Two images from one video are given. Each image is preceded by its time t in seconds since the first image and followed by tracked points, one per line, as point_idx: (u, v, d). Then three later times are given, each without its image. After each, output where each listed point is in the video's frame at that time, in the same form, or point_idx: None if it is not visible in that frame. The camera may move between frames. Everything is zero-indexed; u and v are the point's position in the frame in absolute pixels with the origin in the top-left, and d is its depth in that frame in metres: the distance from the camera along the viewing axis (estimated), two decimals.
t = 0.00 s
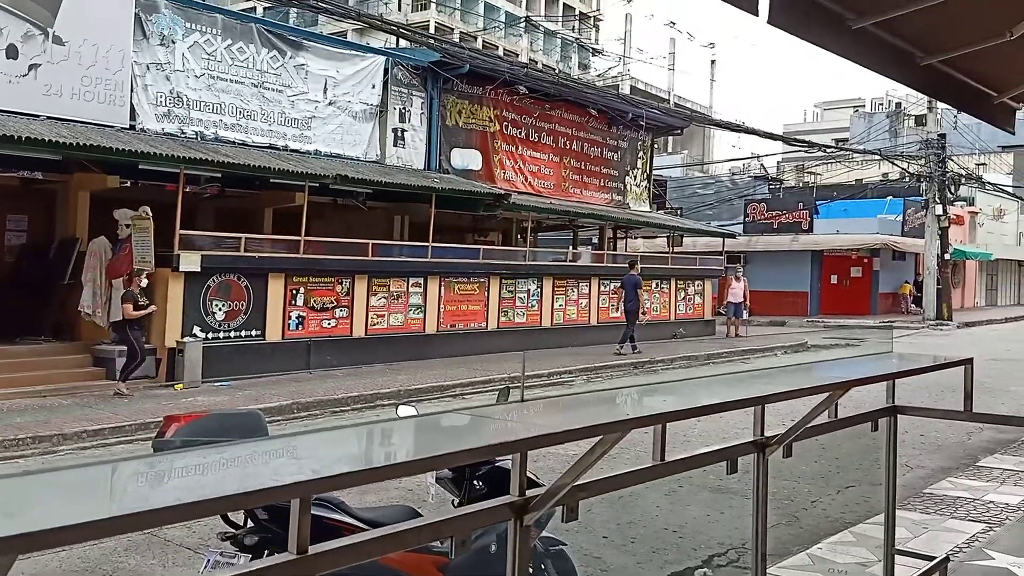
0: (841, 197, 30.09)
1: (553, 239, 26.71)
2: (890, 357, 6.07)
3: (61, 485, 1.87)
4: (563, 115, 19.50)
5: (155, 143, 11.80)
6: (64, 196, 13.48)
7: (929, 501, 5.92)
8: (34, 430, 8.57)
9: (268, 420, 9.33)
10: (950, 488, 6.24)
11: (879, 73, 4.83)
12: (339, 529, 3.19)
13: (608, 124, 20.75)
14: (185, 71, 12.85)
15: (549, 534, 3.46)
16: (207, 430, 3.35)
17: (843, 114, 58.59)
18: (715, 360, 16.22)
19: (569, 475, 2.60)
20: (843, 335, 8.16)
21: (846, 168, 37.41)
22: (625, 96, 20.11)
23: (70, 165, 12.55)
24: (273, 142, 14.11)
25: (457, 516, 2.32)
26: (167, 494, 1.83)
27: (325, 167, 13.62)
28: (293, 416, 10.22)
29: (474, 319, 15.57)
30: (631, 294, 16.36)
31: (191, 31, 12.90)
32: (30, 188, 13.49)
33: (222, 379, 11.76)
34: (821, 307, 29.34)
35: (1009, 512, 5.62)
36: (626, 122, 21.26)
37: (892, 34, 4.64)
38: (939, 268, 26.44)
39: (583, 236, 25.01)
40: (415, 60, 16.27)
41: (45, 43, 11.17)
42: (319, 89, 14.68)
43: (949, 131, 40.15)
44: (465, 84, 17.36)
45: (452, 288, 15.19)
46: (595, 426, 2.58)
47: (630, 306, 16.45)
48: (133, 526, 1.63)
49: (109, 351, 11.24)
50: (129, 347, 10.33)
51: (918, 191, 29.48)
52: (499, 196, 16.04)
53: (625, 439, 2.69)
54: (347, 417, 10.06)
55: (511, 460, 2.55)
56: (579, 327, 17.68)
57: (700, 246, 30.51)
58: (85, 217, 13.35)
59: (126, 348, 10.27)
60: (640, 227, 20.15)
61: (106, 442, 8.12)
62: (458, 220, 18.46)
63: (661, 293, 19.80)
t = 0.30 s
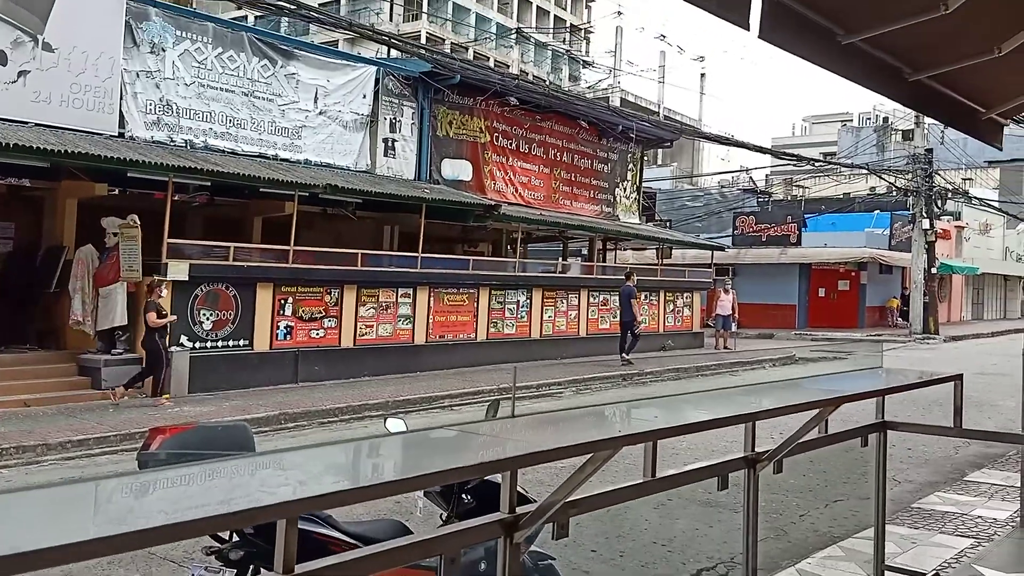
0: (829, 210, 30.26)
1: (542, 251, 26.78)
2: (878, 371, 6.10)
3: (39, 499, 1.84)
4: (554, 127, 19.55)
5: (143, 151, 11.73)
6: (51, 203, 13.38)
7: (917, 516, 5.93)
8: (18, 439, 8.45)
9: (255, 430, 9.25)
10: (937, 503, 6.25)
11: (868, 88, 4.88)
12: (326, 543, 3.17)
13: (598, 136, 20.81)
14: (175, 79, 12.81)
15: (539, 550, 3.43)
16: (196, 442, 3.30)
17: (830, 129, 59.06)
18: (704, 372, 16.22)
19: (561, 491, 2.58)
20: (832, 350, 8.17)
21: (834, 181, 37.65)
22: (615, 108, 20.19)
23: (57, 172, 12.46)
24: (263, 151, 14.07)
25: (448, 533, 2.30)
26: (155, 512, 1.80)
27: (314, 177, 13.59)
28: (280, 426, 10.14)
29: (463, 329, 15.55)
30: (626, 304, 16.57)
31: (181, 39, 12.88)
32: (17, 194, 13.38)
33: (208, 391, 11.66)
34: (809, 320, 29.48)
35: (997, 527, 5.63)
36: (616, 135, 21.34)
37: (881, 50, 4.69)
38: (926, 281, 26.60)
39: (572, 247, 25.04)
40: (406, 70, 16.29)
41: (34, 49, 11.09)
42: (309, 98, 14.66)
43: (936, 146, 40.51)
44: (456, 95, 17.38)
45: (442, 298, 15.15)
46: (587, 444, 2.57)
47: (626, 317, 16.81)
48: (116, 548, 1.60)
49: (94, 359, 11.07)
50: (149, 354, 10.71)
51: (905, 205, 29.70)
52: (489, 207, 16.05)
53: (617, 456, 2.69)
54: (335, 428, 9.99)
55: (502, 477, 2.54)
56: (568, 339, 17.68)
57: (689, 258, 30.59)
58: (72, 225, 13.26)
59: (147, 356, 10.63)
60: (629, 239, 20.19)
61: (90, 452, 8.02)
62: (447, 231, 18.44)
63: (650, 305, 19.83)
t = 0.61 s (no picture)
0: (820, 226, 30.39)
1: (535, 264, 26.78)
2: (869, 389, 6.09)
3: (34, 540, 1.91)
4: (546, 141, 19.59)
5: (133, 162, 11.69)
6: (40, 216, 13.33)
7: (910, 534, 5.91)
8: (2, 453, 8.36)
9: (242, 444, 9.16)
10: (931, 521, 6.23)
11: (862, 108, 4.89)
12: (312, 564, 3.08)
13: (590, 150, 20.86)
14: (167, 91, 12.80)
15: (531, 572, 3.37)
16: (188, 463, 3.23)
17: (822, 144, 59.43)
18: (695, 386, 16.18)
19: (553, 518, 2.58)
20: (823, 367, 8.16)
21: (826, 197, 37.82)
22: (607, 123, 20.24)
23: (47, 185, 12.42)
24: (254, 163, 14.04)
25: (439, 563, 2.27)
26: (141, 549, 1.86)
27: (306, 189, 13.56)
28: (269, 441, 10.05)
29: (455, 343, 15.49)
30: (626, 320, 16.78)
31: (173, 51, 12.88)
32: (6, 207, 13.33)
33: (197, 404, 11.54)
34: (800, 334, 29.53)
35: (990, 546, 5.60)
36: (608, 149, 21.39)
37: (873, 69, 4.70)
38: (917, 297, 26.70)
39: (565, 261, 25.04)
40: (399, 84, 16.30)
41: (25, 60, 11.04)
42: (302, 111, 14.65)
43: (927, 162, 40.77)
44: (449, 109, 17.41)
45: (433, 312, 15.10)
46: (575, 472, 2.57)
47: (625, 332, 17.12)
48: None
49: (82, 372, 10.92)
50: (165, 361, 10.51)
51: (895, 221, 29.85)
52: (481, 220, 16.04)
53: (606, 484, 2.70)
54: (324, 442, 9.93)
55: (491, 506, 2.51)
56: (560, 353, 17.64)
57: (681, 273, 30.63)
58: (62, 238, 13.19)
59: (164, 361, 10.44)
60: (622, 253, 20.19)
61: (76, 467, 7.93)
62: (440, 244, 18.42)
63: (643, 320, 19.85)
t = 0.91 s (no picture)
0: (809, 235, 30.53)
1: (524, 273, 26.76)
2: (858, 401, 6.10)
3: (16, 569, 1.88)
4: (536, 151, 19.61)
5: (121, 171, 11.61)
6: (26, 225, 13.24)
7: (898, 547, 5.91)
8: None
9: (228, 456, 9.08)
10: (919, 533, 6.23)
11: (850, 121, 4.91)
12: None
13: (580, 160, 20.90)
14: (155, 100, 12.74)
15: None
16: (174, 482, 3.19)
17: (810, 154, 59.79)
18: (684, 396, 16.18)
19: (543, 540, 2.62)
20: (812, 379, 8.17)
21: (814, 207, 38.01)
22: (596, 133, 20.28)
23: (33, 194, 12.34)
24: (243, 172, 13.99)
25: None
26: None
27: (295, 199, 13.50)
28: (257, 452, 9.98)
29: (444, 353, 15.44)
30: (628, 328, 16.77)
31: (162, 60, 12.83)
32: None
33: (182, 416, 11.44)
34: (789, 343, 29.63)
35: (978, 558, 5.60)
36: (598, 159, 21.44)
37: (861, 82, 4.70)
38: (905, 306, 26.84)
39: (555, 271, 25.06)
40: (389, 93, 16.29)
41: (12, 69, 10.97)
42: (291, 120, 14.61)
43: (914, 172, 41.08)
44: (439, 119, 17.41)
45: (422, 321, 15.05)
46: (564, 497, 2.56)
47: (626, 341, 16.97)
48: None
49: (66, 383, 10.80)
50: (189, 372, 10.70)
51: (883, 230, 30.01)
52: (471, 230, 16.02)
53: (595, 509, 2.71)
54: (312, 453, 9.87)
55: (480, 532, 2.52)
56: (549, 362, 17.62)
57: (670, 282, 30.69)
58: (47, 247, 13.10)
59: (187, 372, 10.63)
60: (611, 262, 20.21)
61: (59, 479, 7.85)
62: (429, 253, 18.39)
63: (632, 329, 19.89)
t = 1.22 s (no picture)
0: (799, 241, 30.65)
1: (515, 280, 26.76)
2: (850, 409, 6.09)
3: None
4: (526, 158, 19.61)
5: (108, 181, 11.53)
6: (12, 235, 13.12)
7: (891, 554, 5.89)
8: None
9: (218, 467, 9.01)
10: (911, 541, 6.22)
11: (840, 129, 4.91)
12: None
13: (570, 167, 20.91)
14: (143, 109, 12.67)
15: None
16: (161, 500, 3.12)
17: (798, 160, 60.16)
18: (675, 402, 16.18)
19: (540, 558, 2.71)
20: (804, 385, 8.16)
21: (804, 213, 38.17)
22: (586, 140, 20.30)
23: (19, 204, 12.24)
24: (232, 181, 13.93)
25: None
26: None
27: (284, 207, 13.44)
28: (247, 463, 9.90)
29: (435, 361, 15.38)
30: (627, 336, 17.13)
31: (149, 69, 12.76)
32: None
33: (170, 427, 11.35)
34: (779, 349, 29.71)
35: (971, 566, 5.59)
36: (588, 166, 21.47)
37: (851, 90, 4.71)
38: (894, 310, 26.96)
39: (546, 277, 25.06)
40: (378, 101, 16.26)
41: None
42: (280, 129, 14.57)
43: (902, 178, 41.35)
44: (429, 126, 17.39)
45: (413, 329, 14.99)
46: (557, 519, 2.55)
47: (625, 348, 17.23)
48: None
49: (53, 394, 10.70)
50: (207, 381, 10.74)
51: (872, 236, 30.16)
52: (461, 238, 15.99)
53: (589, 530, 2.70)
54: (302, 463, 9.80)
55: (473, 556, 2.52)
56: (540, 369, 17.59)
57: (661, 288, 30.73)
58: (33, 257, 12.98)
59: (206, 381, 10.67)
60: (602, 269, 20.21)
61: (46, 491, 7.75)
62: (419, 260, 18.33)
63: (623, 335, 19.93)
